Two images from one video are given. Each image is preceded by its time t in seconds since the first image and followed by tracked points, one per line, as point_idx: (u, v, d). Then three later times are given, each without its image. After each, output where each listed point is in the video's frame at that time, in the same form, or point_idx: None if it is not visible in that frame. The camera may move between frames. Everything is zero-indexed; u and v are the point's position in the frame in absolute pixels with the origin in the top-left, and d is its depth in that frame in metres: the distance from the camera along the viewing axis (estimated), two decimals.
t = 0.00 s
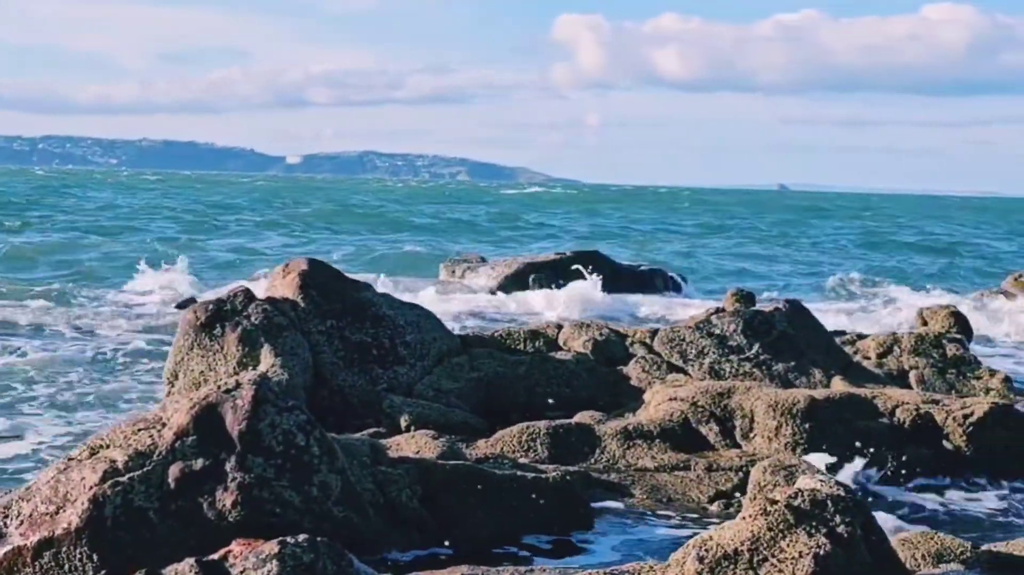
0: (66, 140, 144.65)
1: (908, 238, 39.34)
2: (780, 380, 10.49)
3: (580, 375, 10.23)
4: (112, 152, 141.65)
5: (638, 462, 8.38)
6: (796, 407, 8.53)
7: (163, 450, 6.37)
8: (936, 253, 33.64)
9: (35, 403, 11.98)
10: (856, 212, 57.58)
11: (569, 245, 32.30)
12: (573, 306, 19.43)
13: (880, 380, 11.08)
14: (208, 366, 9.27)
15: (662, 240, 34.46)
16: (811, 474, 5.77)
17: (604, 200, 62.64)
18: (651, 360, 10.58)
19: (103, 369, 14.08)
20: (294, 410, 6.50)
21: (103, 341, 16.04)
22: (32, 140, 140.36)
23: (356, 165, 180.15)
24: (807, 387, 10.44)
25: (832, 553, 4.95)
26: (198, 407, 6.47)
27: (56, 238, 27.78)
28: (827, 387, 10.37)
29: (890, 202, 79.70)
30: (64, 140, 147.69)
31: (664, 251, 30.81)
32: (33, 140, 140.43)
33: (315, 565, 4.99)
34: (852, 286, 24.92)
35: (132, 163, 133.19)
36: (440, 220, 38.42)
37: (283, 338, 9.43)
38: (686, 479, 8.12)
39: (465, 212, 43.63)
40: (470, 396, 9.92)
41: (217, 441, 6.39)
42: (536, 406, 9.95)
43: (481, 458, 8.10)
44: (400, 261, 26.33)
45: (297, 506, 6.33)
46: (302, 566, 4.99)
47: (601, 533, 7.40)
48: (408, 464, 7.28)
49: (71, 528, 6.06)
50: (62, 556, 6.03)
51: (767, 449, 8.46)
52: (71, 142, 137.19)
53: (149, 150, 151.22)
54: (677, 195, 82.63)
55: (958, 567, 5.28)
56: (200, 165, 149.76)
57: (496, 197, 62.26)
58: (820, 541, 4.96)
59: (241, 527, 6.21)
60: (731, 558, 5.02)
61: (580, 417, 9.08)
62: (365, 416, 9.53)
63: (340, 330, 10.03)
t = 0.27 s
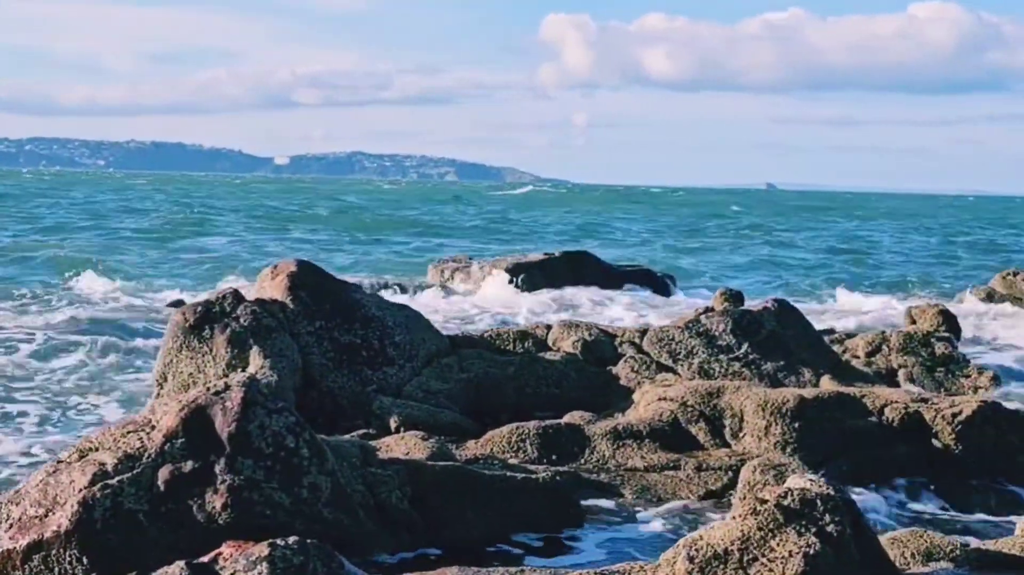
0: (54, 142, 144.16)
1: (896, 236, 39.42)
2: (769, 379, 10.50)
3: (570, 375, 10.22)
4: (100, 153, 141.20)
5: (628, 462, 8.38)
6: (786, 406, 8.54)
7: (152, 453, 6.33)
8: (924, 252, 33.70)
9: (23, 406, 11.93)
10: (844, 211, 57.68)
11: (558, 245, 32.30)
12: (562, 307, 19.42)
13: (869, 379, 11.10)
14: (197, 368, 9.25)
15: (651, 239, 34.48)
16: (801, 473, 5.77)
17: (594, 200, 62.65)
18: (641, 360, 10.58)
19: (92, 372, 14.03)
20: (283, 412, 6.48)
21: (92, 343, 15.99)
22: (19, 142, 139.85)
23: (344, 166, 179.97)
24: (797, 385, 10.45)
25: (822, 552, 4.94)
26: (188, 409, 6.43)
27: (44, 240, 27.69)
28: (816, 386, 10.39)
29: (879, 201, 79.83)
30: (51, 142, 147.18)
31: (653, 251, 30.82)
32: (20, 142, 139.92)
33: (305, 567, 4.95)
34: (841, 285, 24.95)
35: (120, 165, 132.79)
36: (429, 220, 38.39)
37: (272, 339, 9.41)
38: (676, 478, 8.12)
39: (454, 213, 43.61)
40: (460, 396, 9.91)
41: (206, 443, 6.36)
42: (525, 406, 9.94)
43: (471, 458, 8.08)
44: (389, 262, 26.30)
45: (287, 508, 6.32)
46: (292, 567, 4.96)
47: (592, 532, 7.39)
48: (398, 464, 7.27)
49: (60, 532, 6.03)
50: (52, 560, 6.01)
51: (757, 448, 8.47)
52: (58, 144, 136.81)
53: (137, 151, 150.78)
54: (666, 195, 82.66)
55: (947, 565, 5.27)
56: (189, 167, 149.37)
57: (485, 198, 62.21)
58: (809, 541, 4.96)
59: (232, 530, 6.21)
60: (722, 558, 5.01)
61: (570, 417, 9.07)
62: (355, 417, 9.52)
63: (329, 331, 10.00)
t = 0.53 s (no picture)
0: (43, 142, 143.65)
1: (886, 233, 39.44)
2: (760, 377, 10.50)
3: (560, 373, 10.21)
4: (89, 153, 140.75)
5: (619, 460, 8.37)
6: (776, 404, 8.55)
7: (143, 453, 6.30)
8: (913, 249, 33.78)
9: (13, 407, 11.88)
10: (833, 209, 57.75)
11: (548, 244, 32.28)
12: (553, 305, 19.40)
13: (859, 377, 11.12)
14: (188, 368, 9.24)
15: (642, 237, 34.49)
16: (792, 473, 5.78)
17: (584, 198, 62.61)
18: (631, 358, 10.57)
19: (83, 372, 13.99)
20: (274, 413, 6.46)
21: (82, 344, 15.95)
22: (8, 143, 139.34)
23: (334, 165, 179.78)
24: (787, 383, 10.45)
25: (814, 549, 4.93)
26: (179, 409, 6.40)
27: (34, 241, 27.60)
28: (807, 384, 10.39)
29: (869, 199, 79.91)
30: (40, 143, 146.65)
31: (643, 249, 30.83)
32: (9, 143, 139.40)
33: (298, 567, 4.93)
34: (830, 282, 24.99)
35: (109, 165, 132.39)
36: (420, 219, 38.35)
37: (262, 339, 9.39)
38: (668, 477, 8.12)
39: (444, 211, 43.54)
40: (450, 395, 9.90)
41: (198, 443, 6.33)
42: (517, 405, 9.92)
43: (462, 457, 8.08)
44: (380, 261, 26.26)
45: (278, 508, 6.29)
46: (284, 567, 4.93)
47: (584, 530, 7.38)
48: (389, 463, 7.25)
49: (52, 532, 6.02)
50: (43, 561, 6.00)
51: (748, 446, 8.47)
52: (46, 145, 136.27)
53: (126, 151, 150.32)
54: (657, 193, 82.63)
55: (938, 562, 5.27)
56: (178, 167, 148.96)
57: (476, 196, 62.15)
58: (801, 539, 4.96)
59: (224, 530, 6.18)
60: (713, 556, 4.98)
61: (561, 416, 9.07)
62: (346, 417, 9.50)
63: (320, 330, 9.98)
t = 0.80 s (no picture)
0: (31, 141, 143.07)
1: (876, 230, 39.49)
2: (751, 373, 10.51)
3: (551, 369, 10.20)
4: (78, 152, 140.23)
5: (610, 457, 8.37)
6: (767, 400, 8.55)
7: (134, 452, 6.28)
8: (903, 244, 33.85)
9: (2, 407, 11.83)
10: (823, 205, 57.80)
11: (539, 241, 32.26)
12: (544, 303, 19.38)
13: (851, 372, 11.13)
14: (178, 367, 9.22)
15: (632, 234, 34.48)
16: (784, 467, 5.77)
17: (575, 195, 62.59)
18: (623, 354, 10.57)
19: (72, 371, 13.94)
20: (265, 410, 6.44)
21: (71, 343, 15.90)
22: None
23: (324, 164, 179.58)
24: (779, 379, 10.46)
25: (805, 545, 4.93)
26: (169, 408, 6.38)
27: (22, 240, 27.50)
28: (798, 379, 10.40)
29: (859, 196, 80.02)
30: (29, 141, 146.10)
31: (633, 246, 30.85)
32: None
33: (289, 564, 4.91)
34: (820, 278, 25.04)
35: (98, 164, 131.98)
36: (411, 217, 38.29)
37: (252, 337, 9.38)
38: (659, 473, 8.11)
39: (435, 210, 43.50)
40: (441, 392, 9.89)
41: (189, 441, 6.31)
42: (509, 401, 9.91)
43: (453, 454, 8.07)
44: (370, 259, 26.20)
45: (270, 505, 6.29)
46: (276, 565, 4.91)
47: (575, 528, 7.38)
48: (381, 460, 7.24)
49: (42, 532, 6.00)
50: (34, 560, 5.99)
51: (738, 442, 8.48)
52: (35, 144, 135.76)
53: (116, 150, 149.86)
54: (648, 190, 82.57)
55: (929, 557, 5.27)
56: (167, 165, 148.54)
57: (466, 193, 62.08)
58: (792, 534, 4.96)
59: (215, 528, 6.17)
60: (705, 552, 4.99)
61: (553, 413, 9.07)
62: (337, 414, 9.49)
63: (310, 329, 9.97)
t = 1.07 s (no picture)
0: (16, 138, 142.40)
1: (863, 224, 39.58)
2: (739, 367, 10.52)
3: (539, 364, 10.20)
4: (64, 149, 139.62)
5: (599, 451, 8.38)
6: (755, 395, 8.57)
7: (122, 450, 6.26)
8: (890, 239, 33.95)
9: None
10: (809, 200, 57.91)
11: (526, 237, 32.25)
12: (532, 299, 19.38)
13: (838, 367, 11.17)
14: (166, 363, 9.21)
15: (619, 230, 34.51)
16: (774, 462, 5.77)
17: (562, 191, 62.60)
18: (611, 350, 10.57)
19: (58, 368, 13.89)
20: (253, 407, 6.41)
21: (58, 340, 15.84)
22: None
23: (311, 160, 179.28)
24: (767, 373, 10.48)
25: (794, 539, 4.91)
26: (157, 405, 6.36)
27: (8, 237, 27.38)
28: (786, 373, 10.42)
29: (845, 191, 80.18)
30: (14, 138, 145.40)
31: (620, 241, 30.90)
32: None
33: (278, 561, 4.88)
34: (807, 273, 25.11)
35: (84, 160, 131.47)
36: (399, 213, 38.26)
37: (240, 333, 9.37)
38: (648, 468, 8.11)
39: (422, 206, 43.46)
40: (430, 388, 9.88)
41: (177, 438, 6.29)
42: (497, 397, 9.91)
43: (442, 450, 8.07)
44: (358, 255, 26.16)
45: (257, 502, 6.25)
46: (265, 561, 4.88)
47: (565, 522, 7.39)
48: (370, 457, 7.23)
49: (30, 529, 5.97)
50: (21, 558, 5.96)
51: (727, 436, 8.50)
52: (20, 141, 135.13)
53: (101, 146, 149.27)
54: (635, 185, 82.56)
55: (919, 550, 5.28)
56: (154, 162, 148.06)
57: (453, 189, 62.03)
58: (781, 528, 4.94)
59: (203, 525, 6.15)
60: (694, 546, 4.99)
61: (541, 408, 9.07)
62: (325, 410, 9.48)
63: (298, 325, 9.95)
